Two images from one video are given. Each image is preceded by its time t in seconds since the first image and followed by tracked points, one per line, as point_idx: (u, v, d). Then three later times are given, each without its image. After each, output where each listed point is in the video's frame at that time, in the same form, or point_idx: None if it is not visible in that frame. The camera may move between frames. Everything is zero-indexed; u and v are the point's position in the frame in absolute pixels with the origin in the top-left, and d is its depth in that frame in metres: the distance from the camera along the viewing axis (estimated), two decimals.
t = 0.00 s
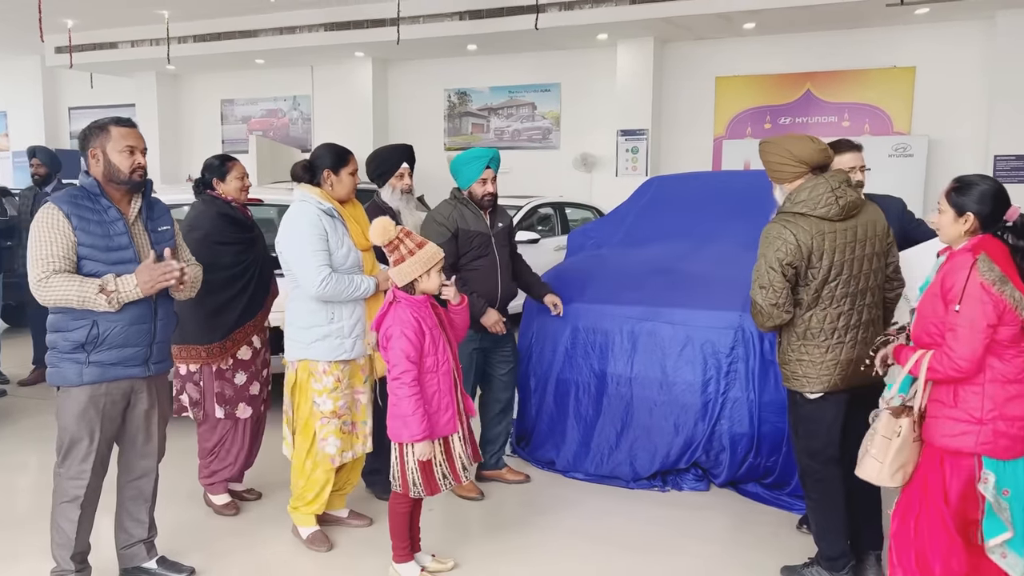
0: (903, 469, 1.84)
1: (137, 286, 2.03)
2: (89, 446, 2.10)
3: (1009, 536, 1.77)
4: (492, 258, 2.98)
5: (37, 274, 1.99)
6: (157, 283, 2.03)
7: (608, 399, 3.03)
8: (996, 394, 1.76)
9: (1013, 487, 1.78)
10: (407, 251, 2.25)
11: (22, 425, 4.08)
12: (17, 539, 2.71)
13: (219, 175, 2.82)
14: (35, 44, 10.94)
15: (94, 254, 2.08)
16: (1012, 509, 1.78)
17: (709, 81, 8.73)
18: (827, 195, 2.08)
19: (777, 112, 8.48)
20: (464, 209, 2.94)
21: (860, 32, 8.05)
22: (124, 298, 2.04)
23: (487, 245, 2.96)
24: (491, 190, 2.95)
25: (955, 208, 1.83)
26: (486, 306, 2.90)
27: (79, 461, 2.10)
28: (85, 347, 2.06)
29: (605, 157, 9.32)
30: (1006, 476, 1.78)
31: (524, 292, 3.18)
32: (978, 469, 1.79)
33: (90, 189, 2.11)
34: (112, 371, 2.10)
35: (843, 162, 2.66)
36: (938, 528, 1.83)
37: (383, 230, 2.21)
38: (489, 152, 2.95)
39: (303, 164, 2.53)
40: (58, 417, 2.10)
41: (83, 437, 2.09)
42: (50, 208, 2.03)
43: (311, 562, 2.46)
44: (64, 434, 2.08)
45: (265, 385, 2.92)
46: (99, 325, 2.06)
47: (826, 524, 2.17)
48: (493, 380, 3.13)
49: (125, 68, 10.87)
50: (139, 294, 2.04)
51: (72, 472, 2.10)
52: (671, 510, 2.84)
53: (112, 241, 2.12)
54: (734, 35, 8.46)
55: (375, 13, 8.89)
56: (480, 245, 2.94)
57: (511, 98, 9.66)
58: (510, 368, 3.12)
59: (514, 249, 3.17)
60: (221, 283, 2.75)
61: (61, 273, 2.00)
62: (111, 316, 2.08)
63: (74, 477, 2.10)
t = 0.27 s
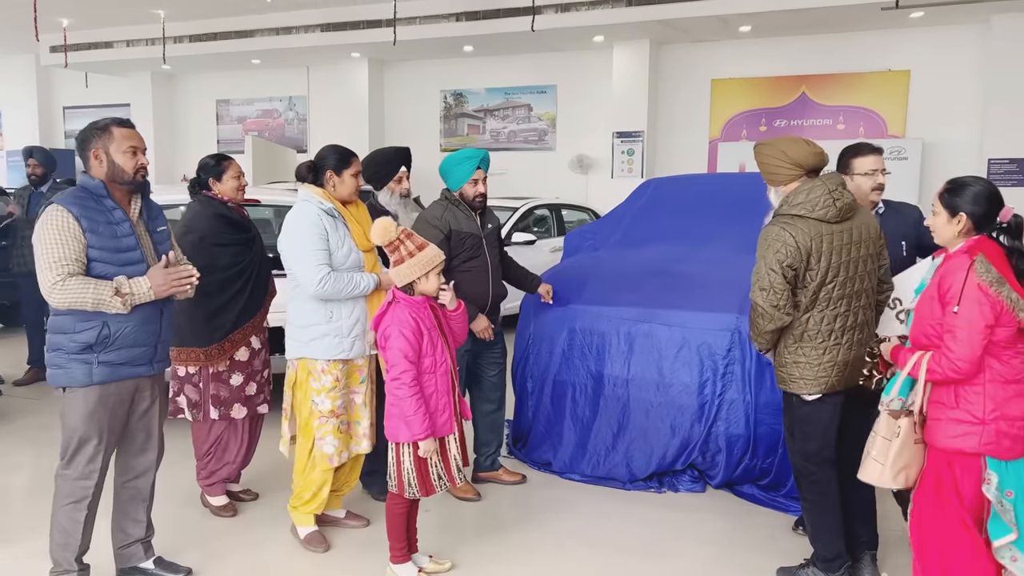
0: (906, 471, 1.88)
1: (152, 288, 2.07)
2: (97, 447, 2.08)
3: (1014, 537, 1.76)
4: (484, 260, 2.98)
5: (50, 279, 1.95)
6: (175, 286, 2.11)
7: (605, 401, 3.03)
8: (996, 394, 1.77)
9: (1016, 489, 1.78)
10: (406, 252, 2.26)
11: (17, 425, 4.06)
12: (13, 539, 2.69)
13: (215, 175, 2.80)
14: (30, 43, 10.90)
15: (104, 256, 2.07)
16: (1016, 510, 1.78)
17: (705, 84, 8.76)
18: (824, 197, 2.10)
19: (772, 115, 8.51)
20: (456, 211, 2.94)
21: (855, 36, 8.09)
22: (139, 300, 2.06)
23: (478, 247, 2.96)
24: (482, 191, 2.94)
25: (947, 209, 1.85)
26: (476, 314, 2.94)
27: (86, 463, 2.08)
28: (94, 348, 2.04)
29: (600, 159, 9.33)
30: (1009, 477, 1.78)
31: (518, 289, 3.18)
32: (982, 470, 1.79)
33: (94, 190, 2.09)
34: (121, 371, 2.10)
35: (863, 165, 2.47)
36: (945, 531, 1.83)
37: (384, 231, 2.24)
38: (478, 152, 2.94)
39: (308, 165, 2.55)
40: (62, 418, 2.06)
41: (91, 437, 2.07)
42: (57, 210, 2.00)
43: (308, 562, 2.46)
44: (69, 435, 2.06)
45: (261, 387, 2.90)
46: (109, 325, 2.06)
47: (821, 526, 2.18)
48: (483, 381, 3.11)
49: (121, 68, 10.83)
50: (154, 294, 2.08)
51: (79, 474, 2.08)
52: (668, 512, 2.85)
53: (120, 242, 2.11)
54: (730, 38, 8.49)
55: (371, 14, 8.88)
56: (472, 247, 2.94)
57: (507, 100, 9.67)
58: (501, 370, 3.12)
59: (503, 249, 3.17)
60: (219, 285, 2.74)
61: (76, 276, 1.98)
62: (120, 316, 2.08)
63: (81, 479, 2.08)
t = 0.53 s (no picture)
0: (903, 476, 1.90)
1: (160, 287, 2.08)
2: (106, 449, 2.08)
3: (1009, 538, 1.80)
4: (478, 260, 2.98)
5: (62, 282, 1.92)
6: (182, 290, 2.11)
7: (603, 401, 3.03)
8: (986, 395, 1.77)
9: (1011, 490, 1.80)
10: (405, 252, 2.25)
11: (13, 426, 4.05)
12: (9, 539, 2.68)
13: (214, 176, 2.81)
14: (25, 43, 10.86)
15: (109, 256, 2.06)
16: (1010, 511, 1.80)
17: (701, 85, 8.78)
18: (820, 199, 2.12)
19: (768, 117, 8.54)
20: (450, 211, 2.95)
21: (850, 38, 8.12)
22: (149, 300, 2.07)
23: (474, 248, 2.97)
24: (476, 191, 2.97)
25: (932, 210, 1.85)
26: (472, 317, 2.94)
27: (93, 467, 2.06)
28: (100, 348, 2.04)
29: (597, 161, 9.34)
30: (1004, 479, 1.79)
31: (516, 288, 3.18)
32: (977, 472, 1.80)
33: (94, 190, 2.07)
34: (126, 370, 2.11)
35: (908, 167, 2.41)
36: (946, 535, 1.82)
37: (385, 230, 2.24)
38: (472, 153, 2.96)
39: (308, 165, 2.57)
40: (68, 420, 2.04)
41: (101, 438, 2.06)
42: (61, 210, 1.96)
43: (306, 563, 2.45)
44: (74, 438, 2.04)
45: (262, 390, 2.90)
46: (116, 325, 2.07)
47: (818, 527, 2.18)
48: (479, 382, 3.11)
49: (117, 68, 10.81)
50: (162, 297, 2.09)
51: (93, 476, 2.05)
52: (665, 513, 2.85)
53: (123, 241, 2.10)
54: (726, 40, 8.51)
55: (368, 15, 8.88)
56: (466, 248, 2.95)
57: (503, 101, 9.68)
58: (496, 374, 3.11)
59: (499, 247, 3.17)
60: (218, 285, 2.73)
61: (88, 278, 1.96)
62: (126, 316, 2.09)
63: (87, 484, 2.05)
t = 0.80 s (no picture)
0: (891, 476, 1.87)
1: (121, 368, 1.94)
2: (94, 452, 2.06)
3: (993, 542, 1.80)
4: (472, 263, 2.98)
5: (55, 290, 1.89)
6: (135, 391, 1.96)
7: (598, 403, 3.04)
8: (973, 399, 1.78)
9: (994, 494, 1.80)
10: (401, 253, 2.29)
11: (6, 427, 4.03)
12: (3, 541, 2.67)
13: (218, 178, 2.77)
14: (20, 44, 10.83)
15: (101, 259, 2.04)
16: (995, 515, 1.80)
17: (697, 87, 8.80)
18: (813, 202, 2.12)
19: (764, 119, 8.56)
20: (443, 214, 2.96)
21: (845, 41, 8.15)
22: (107, 366, 1.93)
23: (467, 250, 2.97)
24: (469, 193, 2.96)
25: (922, 212, 1.85)
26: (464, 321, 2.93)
27: (80, 470, 2.04)
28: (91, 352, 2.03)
29: (593, 162, 9.35)
30: (987, 483, 1.81)
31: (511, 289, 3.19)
32: (961, 475, 1.81)
33: (83, 193, 2.03)
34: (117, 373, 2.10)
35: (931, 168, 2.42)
36: (932, 537, 1.83)
37: (383, 230, 2.31)
38: (465, 156, 2.96)
39: (303, 167, 2.54)
40: (56, 425, 2.02)
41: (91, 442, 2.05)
42: (51, 213, 1.93)
43: (300, 566, 2.45)
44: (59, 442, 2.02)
45: (259, 393, 2.89)
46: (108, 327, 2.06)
47: (812, 527, 2.19)
48: (473, 384, 3.12)
49: (112, 70, 10.80)
50: (115, 378, 1.93)
51: (83, 480, 2.04)
52: (660, 515, 2.86)
53: (113, 244, 2.08)
54: (721, 42, 8.53)
55: (364, 17, 8.89)
56: (459, 250, 2.95)
57: (499, 103, 9.69)
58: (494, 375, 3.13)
59: (494, 246, 3.18)
60: (217, 288, 2.71)
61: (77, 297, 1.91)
62: (118, 317, 2.08)
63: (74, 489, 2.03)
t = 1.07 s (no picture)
0: (875, 477, 1.92)
1: (9, 398, 1.80)
2: (83, 460, 2.04)
3: (981, 546, 1.80)
4: (466, 265, 2.99)
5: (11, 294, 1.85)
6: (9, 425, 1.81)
7: (593, 405, 3.04)
8: (958, 403, 1.78)
9: (980, 498, 1.80)
10: (398, 255, 2.31)
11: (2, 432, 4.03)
12: None
13: (222, 182, 2.80)
14: (18, 48, 10.84)
15: (87, 267, 2.02)
16: (981, 519, 1.81)
17: (694, 89, 8.82)
18: (806, 203, 2.12)
19: (760, 121, 8.58)
20: (437, 217, 2.97)
21: (841, 42, 8.17)
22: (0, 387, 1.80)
23: (461, 253, 2.98)
24: (463, 197, 2.97)
25: (912, 211, 1.86)
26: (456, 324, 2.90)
27: (70, 479, 2.02)
28: (80, 361, 2.01)
29: (590, 165, 9.36)
30: (972, 488, 1.80)
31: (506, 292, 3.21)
32: (946, 480, 1.81)
33: (75, 200, 2.02)
34: (106, 381, 2.09)
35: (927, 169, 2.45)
36: (918, 541, 1.84)
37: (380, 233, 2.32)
38: (459, 159, 2.97)
39: (296, 170, 2.55)
40: (41, 435, 1.99)
41: (79, 450, 2.03)
42: (39, 219, 1.91)
43: (295, 569, 2.46)
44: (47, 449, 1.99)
45: (259, 395, 2.88)
46: (99, 335, 2.05)
47: (806, 529, 2.20)
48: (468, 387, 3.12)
49: (110, 74, 10.80)
50: None
51: (71, 490, 2.02)
52: (655, 517, 2.86)
53: (101, 254, 2.07)
54: (718, 44, 8.55)
55: (361, 20, 8.91)
56: (453, 252, 2.96)
57: (497, 105, 9.69)
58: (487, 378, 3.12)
59: (488, 248, 3.18)
60: (217, 291, 2.73)
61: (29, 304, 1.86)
62: (108, 325, 2.07)
63: (62, 498, 2.01)
